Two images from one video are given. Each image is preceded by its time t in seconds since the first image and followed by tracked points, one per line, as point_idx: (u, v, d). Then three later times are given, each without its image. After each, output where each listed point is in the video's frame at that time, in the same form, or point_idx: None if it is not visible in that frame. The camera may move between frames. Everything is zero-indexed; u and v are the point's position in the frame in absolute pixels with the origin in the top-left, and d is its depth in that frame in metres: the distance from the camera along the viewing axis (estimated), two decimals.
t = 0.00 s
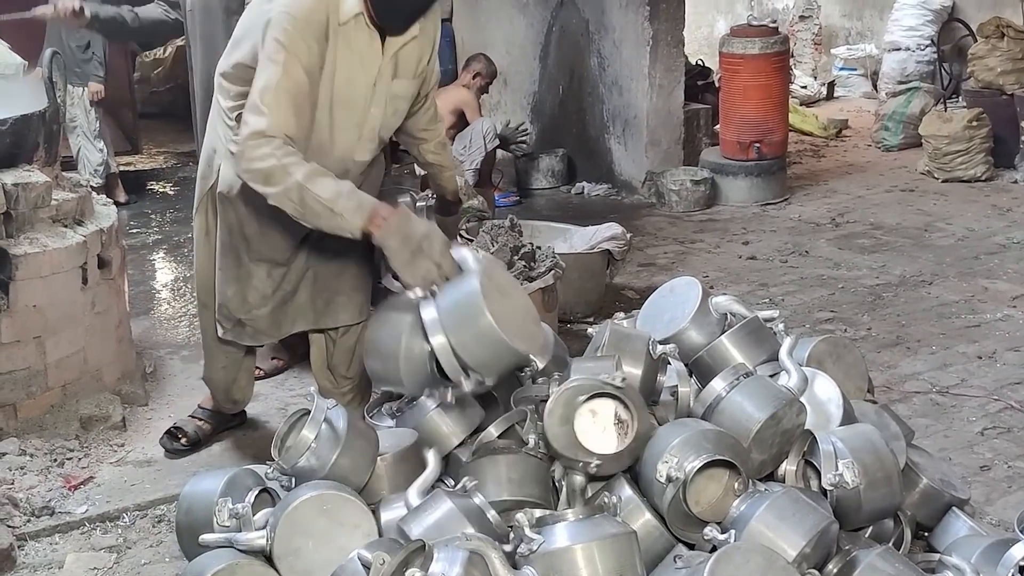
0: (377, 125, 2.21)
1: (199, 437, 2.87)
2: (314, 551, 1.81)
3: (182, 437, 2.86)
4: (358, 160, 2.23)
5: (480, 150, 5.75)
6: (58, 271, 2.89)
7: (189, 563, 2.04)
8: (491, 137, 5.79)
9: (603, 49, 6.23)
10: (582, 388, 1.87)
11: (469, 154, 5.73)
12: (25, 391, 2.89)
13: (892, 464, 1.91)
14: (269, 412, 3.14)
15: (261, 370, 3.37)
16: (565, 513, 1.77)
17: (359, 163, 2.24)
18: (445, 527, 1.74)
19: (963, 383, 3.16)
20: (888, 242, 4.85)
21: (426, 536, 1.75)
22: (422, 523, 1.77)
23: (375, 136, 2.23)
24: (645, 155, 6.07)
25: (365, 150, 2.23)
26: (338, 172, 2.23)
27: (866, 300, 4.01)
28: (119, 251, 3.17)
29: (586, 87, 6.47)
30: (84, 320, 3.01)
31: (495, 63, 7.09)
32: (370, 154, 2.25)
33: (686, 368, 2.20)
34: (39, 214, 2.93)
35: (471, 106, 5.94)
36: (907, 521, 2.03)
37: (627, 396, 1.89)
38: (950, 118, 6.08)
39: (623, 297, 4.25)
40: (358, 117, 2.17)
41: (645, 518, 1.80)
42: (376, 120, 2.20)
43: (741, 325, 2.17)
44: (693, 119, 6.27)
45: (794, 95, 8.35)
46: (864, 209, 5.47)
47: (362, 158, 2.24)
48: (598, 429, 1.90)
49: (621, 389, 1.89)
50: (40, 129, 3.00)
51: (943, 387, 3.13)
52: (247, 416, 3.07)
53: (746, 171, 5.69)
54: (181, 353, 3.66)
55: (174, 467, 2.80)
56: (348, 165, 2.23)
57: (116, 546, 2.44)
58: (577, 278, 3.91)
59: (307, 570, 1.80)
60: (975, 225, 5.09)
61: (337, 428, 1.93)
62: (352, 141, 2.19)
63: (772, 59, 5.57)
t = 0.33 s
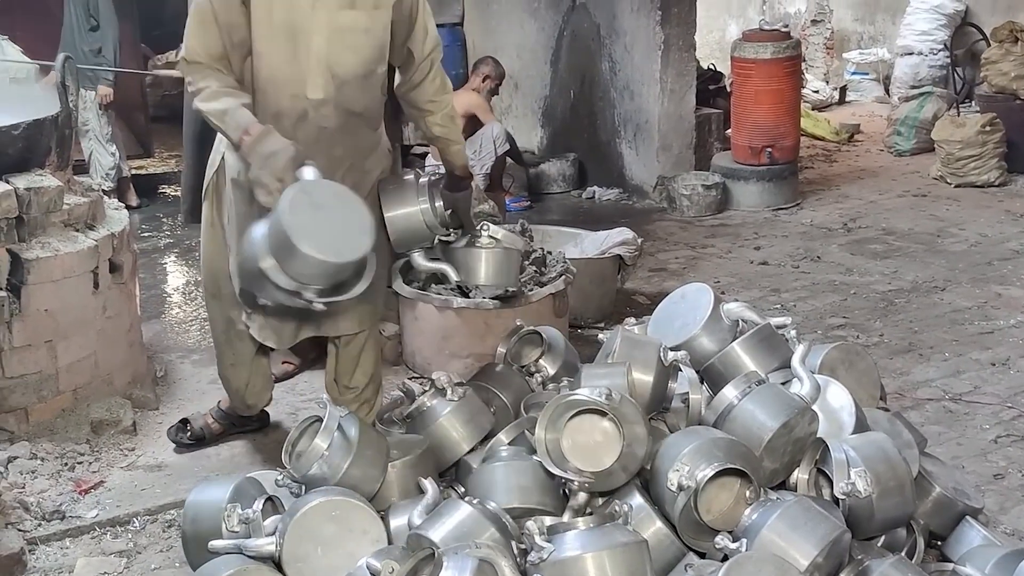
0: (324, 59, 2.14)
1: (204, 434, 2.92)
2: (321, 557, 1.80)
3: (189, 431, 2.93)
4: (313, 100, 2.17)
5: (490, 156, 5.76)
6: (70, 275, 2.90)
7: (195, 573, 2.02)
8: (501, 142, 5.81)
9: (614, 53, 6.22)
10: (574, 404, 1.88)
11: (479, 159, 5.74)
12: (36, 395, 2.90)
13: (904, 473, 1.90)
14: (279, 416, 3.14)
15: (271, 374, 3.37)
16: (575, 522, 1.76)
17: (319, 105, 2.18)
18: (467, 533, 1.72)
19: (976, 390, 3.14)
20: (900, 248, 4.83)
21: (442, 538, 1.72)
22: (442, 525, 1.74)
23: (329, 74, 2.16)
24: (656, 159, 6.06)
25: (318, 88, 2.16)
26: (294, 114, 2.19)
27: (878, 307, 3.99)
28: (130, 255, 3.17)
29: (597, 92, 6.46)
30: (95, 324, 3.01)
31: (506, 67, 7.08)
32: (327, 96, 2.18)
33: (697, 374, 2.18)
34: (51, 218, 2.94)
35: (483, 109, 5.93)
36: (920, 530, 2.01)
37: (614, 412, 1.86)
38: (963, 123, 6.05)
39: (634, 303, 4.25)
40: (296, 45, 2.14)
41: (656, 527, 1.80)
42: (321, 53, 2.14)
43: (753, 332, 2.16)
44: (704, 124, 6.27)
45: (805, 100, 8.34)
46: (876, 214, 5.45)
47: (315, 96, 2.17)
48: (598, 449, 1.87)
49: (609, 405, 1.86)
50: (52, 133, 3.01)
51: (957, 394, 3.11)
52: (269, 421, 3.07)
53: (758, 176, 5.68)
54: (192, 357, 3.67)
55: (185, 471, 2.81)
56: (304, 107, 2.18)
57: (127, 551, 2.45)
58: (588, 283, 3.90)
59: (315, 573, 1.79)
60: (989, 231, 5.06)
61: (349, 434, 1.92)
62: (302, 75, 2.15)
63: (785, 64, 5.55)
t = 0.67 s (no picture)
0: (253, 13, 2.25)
1: (220, 441, 2.97)
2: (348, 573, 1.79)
3: (207, 440, 2.97)
4: (250, 55, 2.29)
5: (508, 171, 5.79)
6: (98, 286, 2.91)
7: None
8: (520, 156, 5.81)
9: (640, 62, 6.22)
10: (603, 421, 1.86)
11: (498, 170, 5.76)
12: (64, 405, 2.91)
13: (938, 493, 1.87)
14: (304, 427, 3.14)
15: (297, 386, 3.37)
16: (605, 541, 1.74)
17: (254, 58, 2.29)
18: (494, 551, 1.71)
19: (1009, 405, 3.09)
20: (928, 259, 4.78)
21: (470, 556, 1.70)
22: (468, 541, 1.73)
23: (257, 29, 2.26)
24: (682, 169, 6.05)
25: (252, 43, 2.28)
26: (236, 69, 2.31)
27: (907, 319, 3.95)
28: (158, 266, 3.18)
29: (622, 101, 6.45)
30: (123, 335, 3.02)
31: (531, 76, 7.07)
32: (261, 50, 2.29)
33: (727, 391, 2.16)
34: (79, 229, 2.95)
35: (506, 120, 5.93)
36: (955, 550, 1.98)
37: (648, 429, 1.84)
38: (993, 133, 6.00)
39: (660, 314, 4.22)
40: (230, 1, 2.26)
41: (685, 546, 1.79)
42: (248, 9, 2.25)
43: (783, 348, 2.13)
44: (730, 133, 6.26)
45: (832, 109, 8.30)
46: (905, 225, 5.40)
47: (249, 51, 2.29)
48: (628, 468, 1.85)
49: (642, 421, 1.84)
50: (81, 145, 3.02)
51: (989, 409, 3.07)
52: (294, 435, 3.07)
53: (784, 186, 5.64)
54: (218, 366, 3.67)
55: (210, 483, 2.81)
56: (246, 63, 2.30)
57: (153, 562, 2.45)
58: (614, 295, 3.89)
59: None
60: (1019, 243, 5.01)
61: (376, 450, 1.91)
62: (238, 29, 2.27)
63: (811, 74, 5.53)
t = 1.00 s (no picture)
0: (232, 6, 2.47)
1: (265, 455, 2.97)
2: None
3: (250, 454, 2.97)
4: (230, 44, 2.50)
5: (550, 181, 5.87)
6: (145, 299, 2.92)
7: None
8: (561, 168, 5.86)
9: (684, 74, 6.20)
10: (653, 445, 1.84)
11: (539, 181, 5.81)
12: (111, 418, 2.91)
13: (1002, 525, 1.82)
14: (348, 442, 3.14)
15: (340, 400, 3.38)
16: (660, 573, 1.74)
17: (234, 46, 2.50)
18: None
19: None
20: (980, 276, 4.69)
21: None
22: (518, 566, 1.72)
23: (236, 17, 2.48)
24: (726, 182, 6.00)
25: (232, 33, 2.49)
26: (221, 56, 2.52)
27: (959, 338, 3.87)
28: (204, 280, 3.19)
29: (666, 113, 6.43)
30: (168, 349, 3.02)
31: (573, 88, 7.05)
32: (240, 39, 2.49)
33: (780, 414, 2.11)
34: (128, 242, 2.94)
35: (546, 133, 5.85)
36: None
37: (700, 454, 1.81)
38: None
39: (705, 330, 4.18)
40: None
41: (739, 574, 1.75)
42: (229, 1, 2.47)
43: (837, 372, 2.09)
44: (775, 147, 6.21)
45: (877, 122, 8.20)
46: (954, 241, 5.31)
47: (231, 40, 2.49)
48: (680, 493, 1.82)
49: (694, 446, 1.81)
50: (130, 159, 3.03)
51: None
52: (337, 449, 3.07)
53: (830, 201, 5.57)
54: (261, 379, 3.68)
55: (255, 498, 2.80)
56: (228, 52, 2.51)
57: None
58: (659, 311, 3.86)
59: None
60: None
61: (425, 472, 1.89)
62: (221, 19, 2.50)
63: (859, 87, 5.46)
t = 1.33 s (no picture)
0: (284, 15, 2.52)
1: (323, 464, 2.96)
2: None
3: (309, 464, 2.97)
4: (281, 52, 2.55)
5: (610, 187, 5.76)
6: (208, 307, 2.93)
7: None
8: (621, 175, 5.76)
9: (745, 81, 6.13)
10: (724, 466, 1.79)
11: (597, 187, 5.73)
12: (173, 424, 2.93)
13: None
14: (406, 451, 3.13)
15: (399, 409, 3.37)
16: None
17: (284, 55, 2.55)
18: None
19: None
20: None
21: None
22: None
23: (286, 27, 2.52)
24: (787, 190, 5.93)
25: (283, 42, 2.54)
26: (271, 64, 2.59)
27: None
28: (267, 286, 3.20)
29: (727, 119, 6.36)
30: (231, 355, 3.03)
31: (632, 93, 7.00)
32: (289, 48, 2.54)
33: (852, 435, 2.06)
34: (191, 249, 2.96)
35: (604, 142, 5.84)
36: None
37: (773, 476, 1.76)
38: None
39: (767, 341, 4.12)
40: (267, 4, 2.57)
41: None
42: (279, 12, 2.52)
43: (913, 393, 2.03)
44: (838, 154, 6.11)
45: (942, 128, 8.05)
46: None
47: (281, 50, 2.54)
48: (754, 517, 1.77)
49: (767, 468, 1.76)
50: (196, 166, 3.05)
51: None
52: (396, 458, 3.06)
53: (895, 211, 5.46)
54: (320, 385, 3.68)
55: (314, 507, 2.80)
56: (279, 60, 2.56)
57: None
58: (721, 322, 3.81)
59: None
60: None
61: (489, 488, 1.87)
62: (273, 29, 2.55)
63: (925, 95, 5.36)
